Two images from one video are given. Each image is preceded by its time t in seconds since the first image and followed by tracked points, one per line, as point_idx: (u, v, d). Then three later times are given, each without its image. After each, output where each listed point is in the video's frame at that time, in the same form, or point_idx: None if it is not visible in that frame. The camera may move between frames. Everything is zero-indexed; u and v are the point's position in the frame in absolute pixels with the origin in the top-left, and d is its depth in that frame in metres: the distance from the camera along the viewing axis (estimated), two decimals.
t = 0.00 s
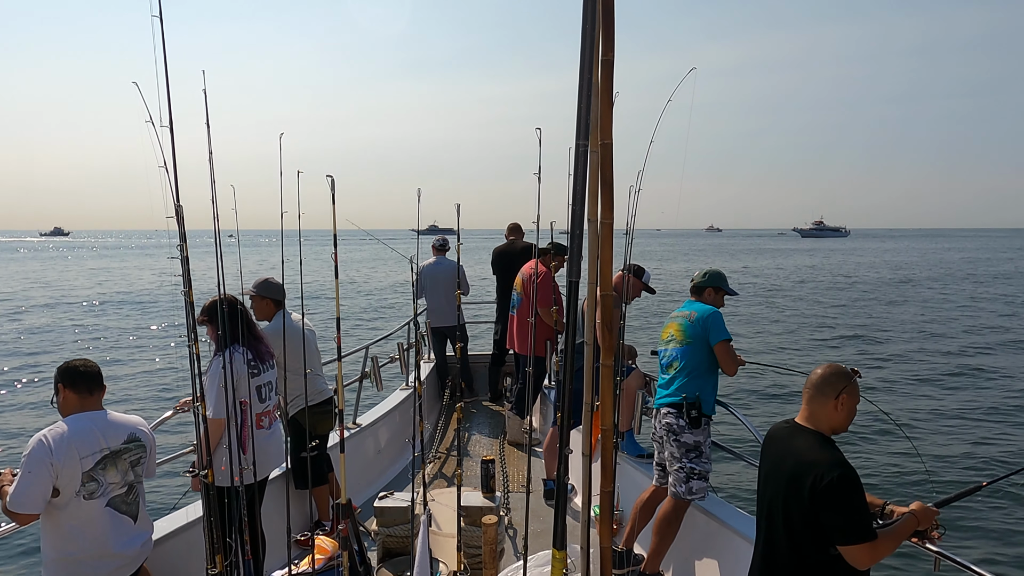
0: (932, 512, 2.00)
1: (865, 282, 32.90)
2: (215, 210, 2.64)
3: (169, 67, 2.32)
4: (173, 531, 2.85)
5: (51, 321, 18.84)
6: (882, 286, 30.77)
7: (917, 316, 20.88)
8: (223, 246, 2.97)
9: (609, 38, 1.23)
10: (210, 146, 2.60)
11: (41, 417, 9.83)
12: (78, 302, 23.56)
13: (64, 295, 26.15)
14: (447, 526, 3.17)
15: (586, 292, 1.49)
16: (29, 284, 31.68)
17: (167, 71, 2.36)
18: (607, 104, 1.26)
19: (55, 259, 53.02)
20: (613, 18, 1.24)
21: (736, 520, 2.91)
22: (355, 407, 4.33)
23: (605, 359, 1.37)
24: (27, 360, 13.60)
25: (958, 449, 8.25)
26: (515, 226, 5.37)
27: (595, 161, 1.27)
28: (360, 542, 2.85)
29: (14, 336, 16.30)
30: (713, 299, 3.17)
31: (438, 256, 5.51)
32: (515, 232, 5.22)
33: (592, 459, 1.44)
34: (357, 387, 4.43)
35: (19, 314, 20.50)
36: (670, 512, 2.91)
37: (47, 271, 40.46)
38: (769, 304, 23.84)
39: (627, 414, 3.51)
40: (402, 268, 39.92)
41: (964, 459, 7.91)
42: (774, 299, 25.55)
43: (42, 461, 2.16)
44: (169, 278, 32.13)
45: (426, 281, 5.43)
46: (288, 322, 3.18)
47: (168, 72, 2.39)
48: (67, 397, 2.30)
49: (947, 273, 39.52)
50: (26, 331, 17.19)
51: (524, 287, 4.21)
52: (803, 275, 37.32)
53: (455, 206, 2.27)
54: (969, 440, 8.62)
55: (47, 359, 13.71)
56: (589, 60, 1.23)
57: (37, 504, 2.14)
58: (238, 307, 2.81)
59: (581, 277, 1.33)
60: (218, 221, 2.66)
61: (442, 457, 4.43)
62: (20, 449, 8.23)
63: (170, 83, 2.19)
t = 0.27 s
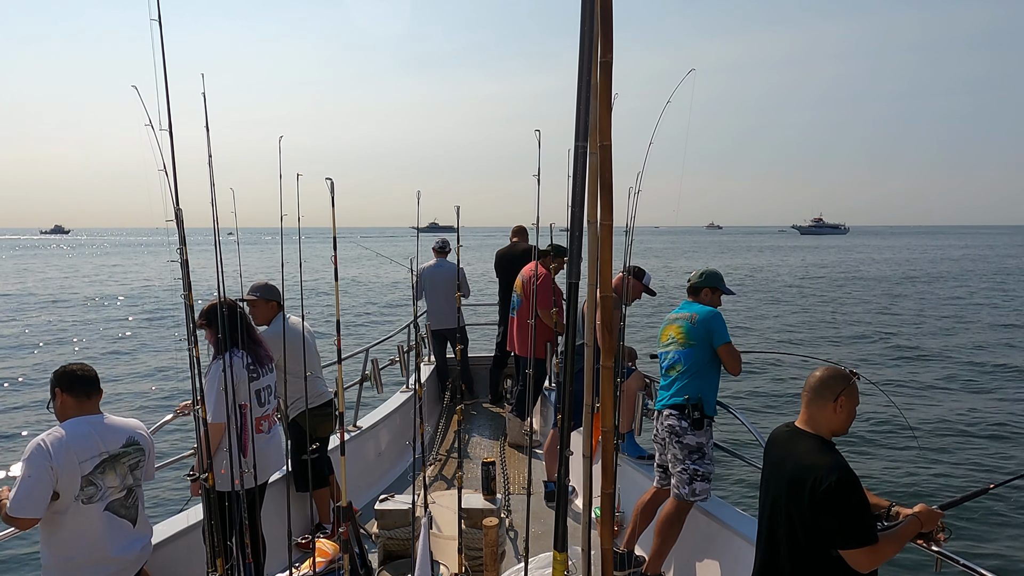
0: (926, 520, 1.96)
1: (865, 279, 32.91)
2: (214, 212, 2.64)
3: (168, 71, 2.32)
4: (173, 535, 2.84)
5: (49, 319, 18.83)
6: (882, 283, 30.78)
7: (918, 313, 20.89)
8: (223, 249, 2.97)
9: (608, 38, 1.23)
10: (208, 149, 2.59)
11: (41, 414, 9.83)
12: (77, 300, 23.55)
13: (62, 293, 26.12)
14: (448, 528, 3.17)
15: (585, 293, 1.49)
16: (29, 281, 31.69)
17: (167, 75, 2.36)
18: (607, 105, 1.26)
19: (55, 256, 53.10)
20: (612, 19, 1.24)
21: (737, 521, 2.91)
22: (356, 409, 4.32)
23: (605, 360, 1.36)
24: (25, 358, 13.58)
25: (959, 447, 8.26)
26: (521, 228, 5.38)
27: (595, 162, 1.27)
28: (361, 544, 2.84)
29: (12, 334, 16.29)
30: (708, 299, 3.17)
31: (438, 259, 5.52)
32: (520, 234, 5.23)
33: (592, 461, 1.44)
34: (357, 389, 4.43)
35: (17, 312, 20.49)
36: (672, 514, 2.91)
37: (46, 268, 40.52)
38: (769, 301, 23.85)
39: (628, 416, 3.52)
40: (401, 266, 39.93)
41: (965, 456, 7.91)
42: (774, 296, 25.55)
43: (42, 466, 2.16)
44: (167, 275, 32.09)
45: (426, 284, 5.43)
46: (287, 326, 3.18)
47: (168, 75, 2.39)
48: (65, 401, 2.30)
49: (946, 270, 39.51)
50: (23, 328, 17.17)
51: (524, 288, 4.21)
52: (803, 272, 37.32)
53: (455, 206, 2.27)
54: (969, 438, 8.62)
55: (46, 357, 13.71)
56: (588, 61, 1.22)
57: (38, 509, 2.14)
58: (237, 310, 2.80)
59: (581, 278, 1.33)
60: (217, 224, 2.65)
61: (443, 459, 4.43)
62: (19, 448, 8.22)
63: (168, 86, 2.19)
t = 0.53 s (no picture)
0: (946, 516, 1.95)
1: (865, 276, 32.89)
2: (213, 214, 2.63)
3: (168, 72, 2.32)
4: (172, 537, 2.84)
5: (48, 317, 18.83)
6: (882, 280, 30.76)
7: (917, 310, 20.88)
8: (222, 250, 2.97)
9: (607, 39, 1.23)
10: (207, 151, 2.59)
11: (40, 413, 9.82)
12: (76, 298, 23.55)
13: (61, 291, 26.12)
14: (448, 529, 3.16)
15: (585, 295, 1.49)
16: (28, 279, 31.70)
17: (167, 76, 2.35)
18: (607, 106, 1.26)
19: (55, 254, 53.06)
20: (612, 20, 1.23)
21: (738, 523, 2.91)
22: (356, 411, 4.32)
23: (606, 362, 1.36)
24: (24, 356, 13.58)
25: (959, 445, 8.25)
26: (524, 230, 5.37)
27: (594, 164, 1.27)
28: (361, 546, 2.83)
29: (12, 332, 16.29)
30: (711, 301, 3.17)
31: (439, 261, 5.52)
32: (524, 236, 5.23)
33: (593, 463, 1.43)
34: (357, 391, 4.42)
35: (16, 310, 20.48)
36: (673, 515, 2.91)
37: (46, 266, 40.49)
38: (769, 298, 23.84)
39: (629, 418, 3.52)
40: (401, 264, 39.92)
41: (965, 454, 7.91)
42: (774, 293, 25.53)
43: (44, 468, 2.16)
44: (167, 273, 32.10)
45: (426, 286, 5.43)
46: (287, 328, 3.18)
47: (167, 76, 2.38)
48: (63, 402, 2.30)
49: (947, 267, 39.46)
50: (22, 327, 17.15)
51: (525, 290, 4.21)
52: (802, 269, 37.29)
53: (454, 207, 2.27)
54: (969, 435, 8.62)
55: (45, 355, 13.70)
56: (588, 63, 1.22)
57: (39, 512, 2.14)
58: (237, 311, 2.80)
59: (581, 279, 1.33)
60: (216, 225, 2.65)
61: (443, 461, 4.42)
62: (18, 447, 8.22)
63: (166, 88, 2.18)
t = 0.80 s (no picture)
0: (960, 519, 1.96)
1: (864, 274, 32.90)
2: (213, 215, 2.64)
3: (167, 72, 2.31)
4: (171, 538, 2.83)
5: (47, 314, 18.81)
6: (881, 278, 30.76)
7: (916, 308, 20.88)
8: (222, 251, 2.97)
9: (606, 41, 1.23)
10: (207, 153, 2.59)
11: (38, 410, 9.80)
12: (75, 296, 23.54)
13: (60, 288, 26.10)
14: (447, 530, 3.17)
15: (585, 297, 1.49)
16: (28, 277, 31.70)
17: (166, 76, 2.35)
18: (606, 108, 1.26)
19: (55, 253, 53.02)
20: (611, 20, 1.24)
21: (737, 524, 2.91)
22: (355, 412, 4.32)
23: (605, 363, 1.36)
24: (23, 353, 13.56)
25: (958, 442, 8.25)
26: (526, 231, 5.37)
27: (594, 165, 1.27)
28: (360, 547, 2.83)
29: (11, 330, 16.28)
30: (718, 304, 3.16)
31: (439, 261, 5.53)
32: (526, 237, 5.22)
33: (592, 463, 1.43)
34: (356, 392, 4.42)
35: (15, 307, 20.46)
36: (671, 516, 2.91)
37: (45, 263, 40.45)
38: (768, 296, 23.83)
39: (628, 419, 3.51)
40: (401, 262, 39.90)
41: (965, 451, 7.91)
42: (773, 291, 25.54)
43: (47, 469, 2.16)
44: (166, 270, 32.07)
45: (426, 286, 5.44)
46: (287, 329, 3.18)
47: (166, 76, 2.38)
48: (67, 403, 2.29)
49: (948, 265, 39.42)
50: (21, 324, 17.14)
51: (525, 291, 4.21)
52: (802, 267, 37.28)
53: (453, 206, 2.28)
54: (968, 432, 8.62)
55: (43, 352, 13.69)
56: (587, 64, 1.22)
57: (41, 513, 2.14)
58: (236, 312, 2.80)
59: (581, 281, 1.33)
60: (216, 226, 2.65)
61: (442, 462, 4.42)
62: (16, 444, 8.21)
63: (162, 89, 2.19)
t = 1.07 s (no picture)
0: (979, 521, 1.95)
1: (863, 272, 32.93)
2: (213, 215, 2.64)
3: (168, 72, 2.31)
4: (169, 538, 2.83)
5: (48, 312, 18.84)
6: (880, 276, 30.79)
7: (915, 305, 20.92)
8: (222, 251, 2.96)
9: (607, 43, 1.23)
10: (206, 153, 2.59)
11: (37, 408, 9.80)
12: (76, 293, 23.58)
13: (61, 286, 26.14)
14: (446, 531, 3.17)
15: (585, 298, 1.49)
16: (29, 274, 31.78)
17: (167, 76, 2.35)
18: (606, 109, 1.26)
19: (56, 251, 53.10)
20: (611, 22, 1.24)
21: (736, 526, 2.91)
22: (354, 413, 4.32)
23: (604, 364, 1.36)
24: (24, 351, 13.58)
25: (957, 440, 8.26)
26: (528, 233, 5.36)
27: (594, 167, 1.27)
28: (359, 548, 2.83)
29: (12, 327, 16.33)
30: (724, 309, 3.16)
31: (439, 262, 5.53)
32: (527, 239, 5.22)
33: (592, 465, 1.43)
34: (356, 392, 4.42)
35: (16, 305, 20.49)
36: (669, 517, 2.91)
37: (46, 261, 40.50)
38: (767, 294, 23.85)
39: (627, 420, 3.51)
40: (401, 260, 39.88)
41: (963, 449, 7.92)
42: (772, 289, 25.55)
43: (50, 470, 2.16)
44: (167, 267, 32.09)
45: (426, 287, 5.44)
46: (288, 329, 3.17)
47: (167, 74, 2.38)
48: (72, 403, 2.29)
49: (949, 264, 39.35)
50: (22, 322, 17.16)
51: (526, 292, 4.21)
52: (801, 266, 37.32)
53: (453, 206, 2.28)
54: (968, 431, 8.62)
55: (44, 350, 13.71)
56: (588, 65, 1.21)
57: (43, 513, 2.14)
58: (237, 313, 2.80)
59: (581, 281, 1.33)
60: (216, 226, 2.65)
61: (440, 462, 4.42)
62: (17, 441, 8.23)
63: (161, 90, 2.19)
